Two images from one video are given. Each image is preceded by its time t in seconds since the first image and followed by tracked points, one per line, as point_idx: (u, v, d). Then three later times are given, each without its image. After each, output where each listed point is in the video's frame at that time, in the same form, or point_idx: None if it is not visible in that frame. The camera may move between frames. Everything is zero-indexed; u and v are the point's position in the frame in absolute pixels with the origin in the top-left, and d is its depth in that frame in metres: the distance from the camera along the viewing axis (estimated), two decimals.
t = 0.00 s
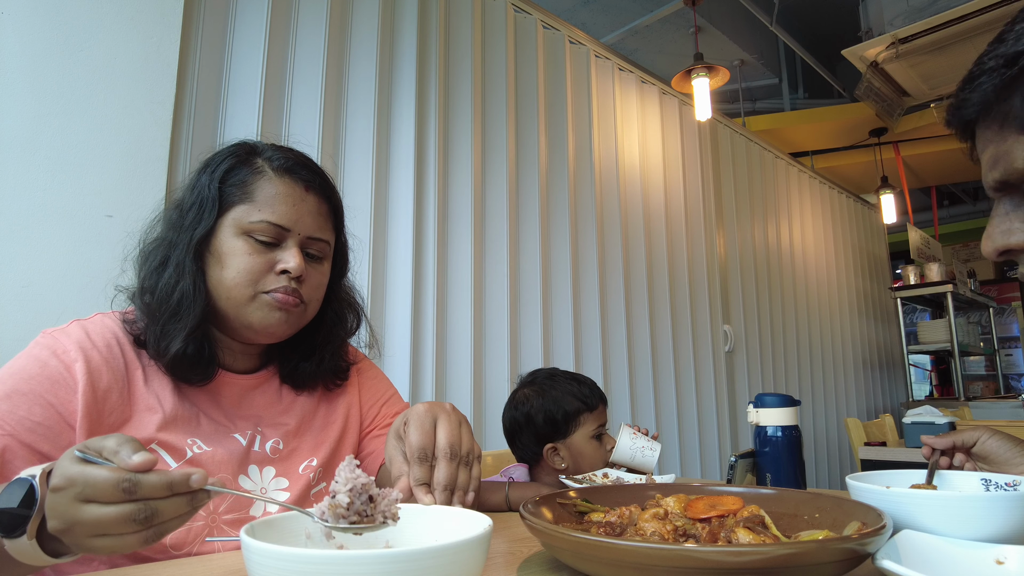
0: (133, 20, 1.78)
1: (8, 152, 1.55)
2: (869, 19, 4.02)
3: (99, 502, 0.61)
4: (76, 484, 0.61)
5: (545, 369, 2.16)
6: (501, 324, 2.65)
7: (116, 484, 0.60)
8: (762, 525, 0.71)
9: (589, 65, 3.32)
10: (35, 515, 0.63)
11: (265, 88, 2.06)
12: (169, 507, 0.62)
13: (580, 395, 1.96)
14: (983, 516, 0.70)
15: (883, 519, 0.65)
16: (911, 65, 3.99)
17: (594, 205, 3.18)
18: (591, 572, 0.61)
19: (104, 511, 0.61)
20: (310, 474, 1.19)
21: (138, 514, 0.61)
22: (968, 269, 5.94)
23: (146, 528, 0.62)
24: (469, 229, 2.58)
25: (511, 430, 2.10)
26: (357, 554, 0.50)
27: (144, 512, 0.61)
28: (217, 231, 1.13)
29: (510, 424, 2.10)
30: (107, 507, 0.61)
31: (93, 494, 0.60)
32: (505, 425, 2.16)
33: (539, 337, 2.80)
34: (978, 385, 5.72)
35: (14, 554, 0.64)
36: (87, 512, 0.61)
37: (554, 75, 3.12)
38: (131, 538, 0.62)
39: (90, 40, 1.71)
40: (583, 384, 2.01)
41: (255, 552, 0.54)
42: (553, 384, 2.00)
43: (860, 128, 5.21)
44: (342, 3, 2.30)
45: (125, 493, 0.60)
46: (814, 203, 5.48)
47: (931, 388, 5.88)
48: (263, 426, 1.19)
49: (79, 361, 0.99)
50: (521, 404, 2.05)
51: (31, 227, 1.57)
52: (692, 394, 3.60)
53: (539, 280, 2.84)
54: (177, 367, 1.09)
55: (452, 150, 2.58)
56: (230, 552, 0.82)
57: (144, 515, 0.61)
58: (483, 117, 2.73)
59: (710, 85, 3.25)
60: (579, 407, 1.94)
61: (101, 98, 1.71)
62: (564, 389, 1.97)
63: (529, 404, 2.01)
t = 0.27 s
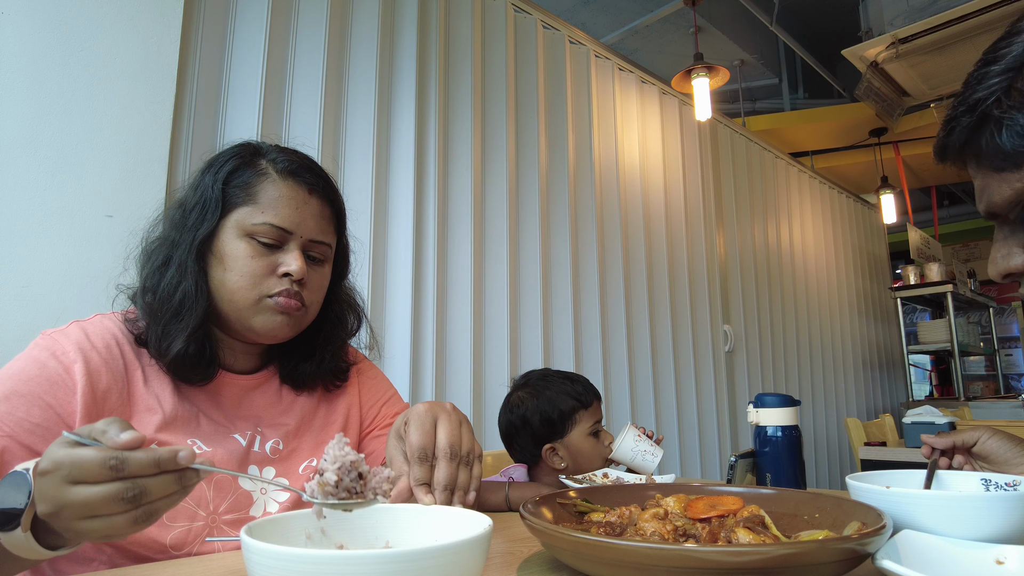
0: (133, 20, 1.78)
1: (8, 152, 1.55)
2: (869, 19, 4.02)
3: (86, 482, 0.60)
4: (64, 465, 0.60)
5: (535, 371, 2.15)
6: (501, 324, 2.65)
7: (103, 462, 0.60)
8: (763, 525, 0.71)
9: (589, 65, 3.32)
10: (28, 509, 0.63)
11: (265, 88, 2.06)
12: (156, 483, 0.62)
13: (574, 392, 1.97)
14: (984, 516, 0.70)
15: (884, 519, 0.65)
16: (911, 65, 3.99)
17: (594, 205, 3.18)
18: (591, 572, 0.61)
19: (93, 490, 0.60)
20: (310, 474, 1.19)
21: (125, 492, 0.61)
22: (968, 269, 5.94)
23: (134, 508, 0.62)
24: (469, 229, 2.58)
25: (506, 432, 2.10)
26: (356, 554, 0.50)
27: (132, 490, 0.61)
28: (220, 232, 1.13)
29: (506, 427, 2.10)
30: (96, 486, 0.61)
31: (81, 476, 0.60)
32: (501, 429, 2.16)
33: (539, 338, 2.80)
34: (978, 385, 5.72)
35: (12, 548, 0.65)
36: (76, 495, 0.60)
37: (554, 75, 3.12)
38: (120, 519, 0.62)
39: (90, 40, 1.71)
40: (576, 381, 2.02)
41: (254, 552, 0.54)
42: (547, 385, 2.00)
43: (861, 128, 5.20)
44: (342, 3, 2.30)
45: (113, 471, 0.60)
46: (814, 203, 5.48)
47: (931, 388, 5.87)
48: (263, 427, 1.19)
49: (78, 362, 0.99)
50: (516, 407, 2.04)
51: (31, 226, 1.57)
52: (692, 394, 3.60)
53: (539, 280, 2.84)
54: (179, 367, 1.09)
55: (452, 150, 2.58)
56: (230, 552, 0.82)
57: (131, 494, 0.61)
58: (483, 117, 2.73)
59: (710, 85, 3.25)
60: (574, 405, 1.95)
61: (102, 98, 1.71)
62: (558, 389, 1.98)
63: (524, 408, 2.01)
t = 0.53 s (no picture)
0: (133, 20, 1.78)
1: (7, 152, 1.55)
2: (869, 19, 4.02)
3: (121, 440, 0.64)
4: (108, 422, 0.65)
5: (528, 374, 2.15)
6: (500, 324, 2.65)
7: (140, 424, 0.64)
8: (763, 525, 0.71)
9: (589, 65, 3.32)
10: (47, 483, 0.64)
11: (265, 87, 2.06)
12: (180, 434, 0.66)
13: (567, 392, 1.98)
14: (984, 517, 0.70)
15: (884, 519, 0.65)
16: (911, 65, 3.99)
17: (594, 205, 3.18)
18: (591, 572, 0.61)
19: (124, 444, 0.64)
20: (308, 475, 1.19)
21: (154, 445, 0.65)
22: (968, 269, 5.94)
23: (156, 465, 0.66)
24: (469, 229, 2.58)
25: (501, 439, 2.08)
26: (357, 554, 0.50)
27: (166, 449, 0.65)
28: (234, 235, 1.13)
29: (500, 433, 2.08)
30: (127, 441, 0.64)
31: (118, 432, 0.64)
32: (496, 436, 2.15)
33: (539, 338, 2.79)
34: (978, 385, 5.72)
35: (32, 528, 0.66)
36: (112, 457, 0.64)
37: (554, 75, 3.12)
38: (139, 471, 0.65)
39: (91, 40, 1.71)
40: (568, 380, 2.03)
41: (254, 552, 0.54)
42: (540, 387, 2.00)
43: (861, 128, 5.20)
44: (342, 4, 2.30)
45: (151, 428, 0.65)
46: (814, 203, 5.48)
47: (931, 388, 5.87)
48: (260, 427, 1.19)
49: (66, 370, 0.99)
50: (510, 411, 2.04)
51: (30, 227, 1.57)
52: (692, 394, 3.60)
53: (539, 280, 2.84)
54: (184, 367, 1.10)
55: (452, 150, 2.58)
56: (229, 552, 0.82)
57: (166, 452, 0.65)
58: (483, 117, 2.73)
59: (710, 85, 3.25)
60: (568, 404, 1.96)
61: (101, 98, 1.71)
62: (551, 390, 1.99)
63: (519, 411, 2.01)
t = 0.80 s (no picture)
0: (133, 20, 1.78)
1: (7, 152, 1.55)
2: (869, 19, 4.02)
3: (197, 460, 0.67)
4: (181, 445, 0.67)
5: (525, 374, 2.14)
6: (500, 324, 2.65)
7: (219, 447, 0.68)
8: (763, 525, 0.71)
9: (589, 65, 3.32)
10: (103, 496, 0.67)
11: (264, 87, 2.06)
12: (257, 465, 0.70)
13: (564, 392, 1.98)
14: (983, 516, 0.70)
15: (883, 519, 0.65)
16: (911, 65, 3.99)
17: (594, 205, 3.18)
18: (591, 572, 0.61)
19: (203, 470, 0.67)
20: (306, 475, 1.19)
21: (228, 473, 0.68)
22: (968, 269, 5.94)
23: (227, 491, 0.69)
24: (469, 229, 2.58)
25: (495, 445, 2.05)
26: (356, 553, 0.50)
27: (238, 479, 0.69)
28: (241, 235, 1.13)
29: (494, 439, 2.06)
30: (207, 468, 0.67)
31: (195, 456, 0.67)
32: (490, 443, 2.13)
33: (539, 338, 2.79)
34: (978, 385, 5.72)
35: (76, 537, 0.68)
36: (193, 481, 0.66)
37: (554, 75, 3.12)
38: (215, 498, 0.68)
39: (91, 39, 1.71)
40: (564, 380, 2.03)
41: (253, 551, 0.54)
42: (537, 388, 2.00)
43: (861, 128, 5.20)
44: (342, 4, 2.30)
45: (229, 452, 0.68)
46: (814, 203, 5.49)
47: (931, 388, 5.87)
48: (257, 429, 1.20)
49: (67, 370, 0.99)
50: (506, 412, 2.05)
51: (30, 227, 1.57)
52: (692, 395, 3.60)
53: (539, 281, 2.84)
54: (194, 369, 1.11)
55: (452, 150, 2.58)
56: (228, 552, 0.82)
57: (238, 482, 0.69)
58: (483, 117, 2.73)
59: (710, 85, 3.25)
60: (565, 404, 1.96)
61: (101, 98, 1.71)
62: (547, 390, 1.99)
63: (516, 412, 2.00)
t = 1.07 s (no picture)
0: (133, 20, 1.78)
1: (7, 151, 1.55)
2: (869, 19, 4.02)
3: (223, 449, 0.71)
4: (210, 435, 0.72)
5: (528, 372, 2.14)
6: (500, 324, 2.65)
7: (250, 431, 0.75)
8: (763, 525, 0.71)
9: (589, 65, 3.32)
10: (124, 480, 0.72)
11: (265, 87, 2.06)
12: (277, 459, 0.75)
13: (564, 393, 1.97)
14: (983, 516, 0.70)
15: (883, 519, 0.65)
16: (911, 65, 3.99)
17: (594, 205, 3.18)
18: (591, 571, 0.61)
19: (228, 462, 0.71)
20: (307, 476, 1.19)
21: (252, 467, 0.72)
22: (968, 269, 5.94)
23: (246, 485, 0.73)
24: (469, 229, 2.58)
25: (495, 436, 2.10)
26: (356, 554, 0.50)
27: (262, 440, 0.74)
28: (242, 236, 1.12)
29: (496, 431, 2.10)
30: (232, 459, 0.71)
31: (222, 443, 0.72)
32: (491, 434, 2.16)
33: (539, 337, 2.79)
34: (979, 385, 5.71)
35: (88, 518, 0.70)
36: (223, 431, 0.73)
37: (554, 75, 3.12)
38: (233, 490, 0.72)
39: (91, 40, 1.71)
40: (565, 381, 2.02)
41: (253, 552, 0.54)
42: (537, 387, 2.01)
43: (861, 128, 5.20)
44: (343, 4, 2.30)
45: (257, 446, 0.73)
46: (814, 203, 5.49)
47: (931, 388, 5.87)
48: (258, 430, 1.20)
49: (73, 370, 0.99)
50: (506, 409, 2.06)
51: (31, 227, 1.57)
52: (692, 395, 3.60)
53: (539, 281, 2.84)
54: (196, 371, 1.11)
55: (452, 150, 2.58)
56: (228, 553, 0.82)
57: (261, 442, 0.74)
58: (483, 117, 2.73)
59: (710, 85, 3.25)
60: (564, 405, 1.95)
61: (101, 98, 1.71)
62: (546, 390, 1.99)
63: (515, 410, 2.02)
